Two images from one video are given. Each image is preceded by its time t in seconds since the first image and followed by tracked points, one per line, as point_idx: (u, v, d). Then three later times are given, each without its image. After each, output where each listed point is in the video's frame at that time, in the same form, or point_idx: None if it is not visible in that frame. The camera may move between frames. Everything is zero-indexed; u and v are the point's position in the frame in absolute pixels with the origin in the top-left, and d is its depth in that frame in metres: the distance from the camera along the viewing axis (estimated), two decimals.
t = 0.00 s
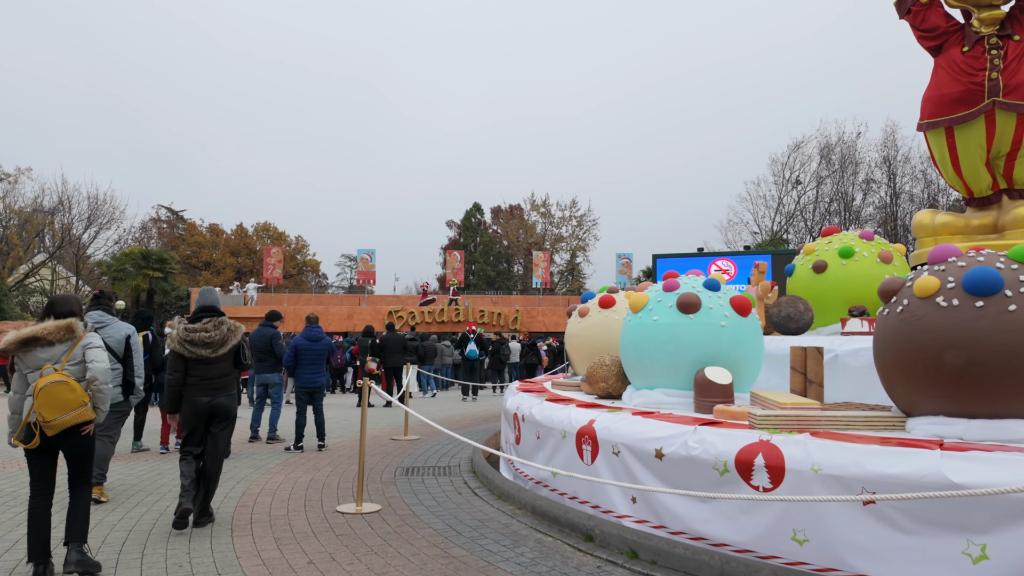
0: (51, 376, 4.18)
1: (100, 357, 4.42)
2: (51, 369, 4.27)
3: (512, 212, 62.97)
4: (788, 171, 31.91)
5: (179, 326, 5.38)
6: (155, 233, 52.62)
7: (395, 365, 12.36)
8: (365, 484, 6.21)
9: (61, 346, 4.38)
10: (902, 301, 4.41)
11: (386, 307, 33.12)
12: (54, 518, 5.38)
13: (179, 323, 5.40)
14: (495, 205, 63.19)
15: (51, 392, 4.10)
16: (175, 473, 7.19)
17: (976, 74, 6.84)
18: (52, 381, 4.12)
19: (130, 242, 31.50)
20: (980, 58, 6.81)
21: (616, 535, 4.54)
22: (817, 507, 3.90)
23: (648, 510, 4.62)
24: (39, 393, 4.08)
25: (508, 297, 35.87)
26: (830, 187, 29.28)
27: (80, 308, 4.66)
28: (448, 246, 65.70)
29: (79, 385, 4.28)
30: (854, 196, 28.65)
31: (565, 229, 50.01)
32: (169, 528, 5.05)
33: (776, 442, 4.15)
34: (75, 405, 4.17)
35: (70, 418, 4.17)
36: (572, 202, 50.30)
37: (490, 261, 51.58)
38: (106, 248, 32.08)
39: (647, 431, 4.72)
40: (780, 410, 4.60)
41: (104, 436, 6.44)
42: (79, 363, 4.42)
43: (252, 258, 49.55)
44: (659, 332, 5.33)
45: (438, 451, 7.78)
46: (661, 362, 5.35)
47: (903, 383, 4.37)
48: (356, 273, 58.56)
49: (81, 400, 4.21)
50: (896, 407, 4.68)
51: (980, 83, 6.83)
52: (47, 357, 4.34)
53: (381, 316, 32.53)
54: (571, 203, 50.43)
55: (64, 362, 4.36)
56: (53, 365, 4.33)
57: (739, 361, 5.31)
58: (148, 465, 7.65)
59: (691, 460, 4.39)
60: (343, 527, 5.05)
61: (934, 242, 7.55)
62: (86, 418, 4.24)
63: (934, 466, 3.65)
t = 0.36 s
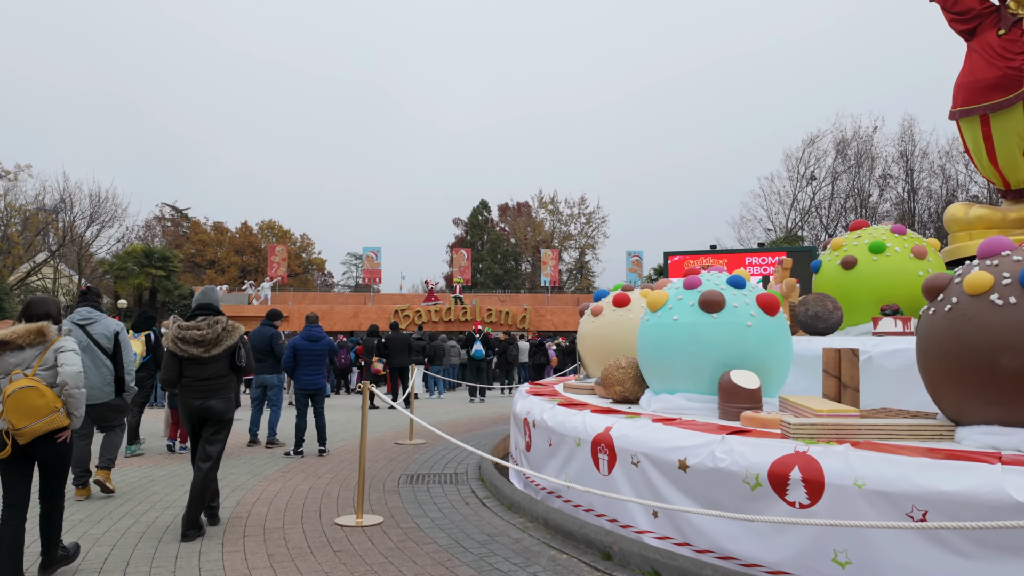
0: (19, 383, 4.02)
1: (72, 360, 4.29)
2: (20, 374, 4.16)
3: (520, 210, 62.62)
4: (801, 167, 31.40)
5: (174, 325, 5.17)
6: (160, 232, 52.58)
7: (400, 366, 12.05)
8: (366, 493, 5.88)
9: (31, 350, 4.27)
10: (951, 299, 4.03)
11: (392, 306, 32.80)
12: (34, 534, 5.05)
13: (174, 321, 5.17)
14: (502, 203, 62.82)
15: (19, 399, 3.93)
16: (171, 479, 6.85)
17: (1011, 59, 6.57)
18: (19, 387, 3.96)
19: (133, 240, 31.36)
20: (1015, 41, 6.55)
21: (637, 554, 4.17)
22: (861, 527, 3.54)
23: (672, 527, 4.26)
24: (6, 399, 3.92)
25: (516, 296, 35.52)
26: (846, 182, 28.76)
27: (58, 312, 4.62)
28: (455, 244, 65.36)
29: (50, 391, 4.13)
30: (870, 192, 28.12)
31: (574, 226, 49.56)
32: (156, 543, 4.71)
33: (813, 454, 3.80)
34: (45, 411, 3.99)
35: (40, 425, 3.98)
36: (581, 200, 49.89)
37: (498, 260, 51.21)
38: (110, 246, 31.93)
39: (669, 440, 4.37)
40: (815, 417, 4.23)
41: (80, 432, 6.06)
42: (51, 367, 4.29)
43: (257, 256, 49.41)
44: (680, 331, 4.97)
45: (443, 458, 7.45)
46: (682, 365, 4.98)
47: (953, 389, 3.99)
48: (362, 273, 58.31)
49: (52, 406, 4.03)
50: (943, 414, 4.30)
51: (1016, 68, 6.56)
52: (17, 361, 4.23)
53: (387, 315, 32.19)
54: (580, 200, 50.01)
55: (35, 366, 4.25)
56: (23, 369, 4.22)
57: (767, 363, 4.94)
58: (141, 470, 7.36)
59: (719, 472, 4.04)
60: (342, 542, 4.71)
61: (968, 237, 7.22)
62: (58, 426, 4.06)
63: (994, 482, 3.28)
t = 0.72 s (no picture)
0: (22, 376, 4.04)
1: (74, 353, 4.27)
2: (23, 369, 4.14)
3: (529, 210, 62.32)
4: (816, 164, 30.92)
5: (189, 328, 4.91)
6: (168, 232, 52.70)
7: (408, 366, 11.76)
8: (373, 499, 5.57)
9: (35, 345, 4.26)
10: (1012, 292, 3.67)
11: (400, 306, 32.56)
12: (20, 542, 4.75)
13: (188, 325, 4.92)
14: (512, 202, 62.54)
15: (22, 393, 3.93)
16: (169, 483, 6.52)
17: None
18: (22, 380, 3.98)
19: (139, 240, 31.35)
20: None
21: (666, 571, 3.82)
22: (919, 543, 3.19)
23: (704, 539, 3.91)
24: (10, 393, 3.94)
25: (526, 296, 35.25)
26: (866, 179, 28.29)
27: (62, 308, 4.64)
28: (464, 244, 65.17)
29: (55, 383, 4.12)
30: (889, 188, 27.64)
31: (585, 225, 49.23)
32: (148, 553, 4.41)
33: (863, 461, 3.45)
34: (48, 405, 3.96)
35: (44, 418, 3.95)
36: (592, 198, 49.54)
37: (508, 259, 50.92)
38: (117, 246, 31.94)
39: (701, 445, 4.03)
40: (860, 420, 3.88)
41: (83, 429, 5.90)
42: (55, 361, 4.27)
43: (265, 256, 49.41)
44: (708, 328, 4.63)
45: (453, 462, 7.14)
46: (710, 363, 4.64)
47: (1015, 391, 3.63)
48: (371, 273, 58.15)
49: (55, 399, 4.00)
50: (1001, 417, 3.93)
51: None
52: (22, 356, 4.22)
53: (395, 315, 31.92)
54: (591, 198, 49.66)
55: (40, 360, 4.25)
56: (28, 364, 4.20)
57: (803, 361, 4.59)
58: (139, 472, 7.11)
59: (756, 480, 3.70)
60: (346, 553, 4.40)
61: (1012, 228, 6.90)
62: (64, 419, 4.02)
63: None
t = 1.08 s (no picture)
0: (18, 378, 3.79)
1: (70, 356, 3.91)
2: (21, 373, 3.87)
3: (536, 209, 61.99)
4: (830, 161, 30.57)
5: (205, 321, 4.54)
6: (172, 232, 52.47)
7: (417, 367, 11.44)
8: (384, 511, 5.22)
9: (38, 348, 3.96)
10: None
11: (406, 306, 32.20)
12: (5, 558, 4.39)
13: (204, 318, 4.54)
14: (519, 201, 62.18)
15: (12, 396, 3.68)
16: (168, 492, 6.16)
17: None
18: (15, 383, 3.72)
19: (142, 239, 31.08)
20: None
21: None
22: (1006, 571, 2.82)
23: (752, 561, 3.54)
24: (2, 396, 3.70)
25: (534, 296, 34.93)
26: (885, 175, 27.93)
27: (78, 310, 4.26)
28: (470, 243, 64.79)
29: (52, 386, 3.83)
30: (907, 185, 27.28)
31: (595, 224, 48.89)
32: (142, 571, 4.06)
33: (937, 476, 3.09)
34: (38, 409, 3.70)
35: (34, 424, 3.69)
36: (601, 196, 49.20)
37: (515, 258, 50.57)
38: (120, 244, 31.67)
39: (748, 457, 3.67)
40: (925, 430, 3.51)
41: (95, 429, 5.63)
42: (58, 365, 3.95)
43: (269, 255, 49.19)
44: (748, 328, 4.27)
45: (467, 469, 6.79)
46: (751, 367, 4.27)
47: None
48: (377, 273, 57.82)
49: (47, 403, 3.73)
50: None
51: None
52: (25, 359, 3.95)
53: (401, 315, 31.57)
54: (600, 197, 49.33)
55: (41, 364, 3.95)
56: (29, 367, 3.93)
57: (852, 364, 4.23)
58: (136, 478, 6.78)
59: (813, 496, 3.34)
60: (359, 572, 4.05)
61: None
62: (56, 424, 3.74)
63: None
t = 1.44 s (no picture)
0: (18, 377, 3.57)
1: (70, 354, 3.60)
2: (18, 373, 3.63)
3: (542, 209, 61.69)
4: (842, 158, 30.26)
5: (217, 313, 4.29)
6: (173, 232, 52.28)
7: (423, 369, 11.13)
8: (393, 521, 4.90)
9: (37, 344, 3.71)
10: None
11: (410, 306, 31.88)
12: None
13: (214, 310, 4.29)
14: (524, 202, 61.88)
15: (11, 397, 3.48)
16: (163, 500, 5.85)
17: None
18: (14, 383, 3.51)
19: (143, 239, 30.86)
20: None
21: None
22: None
23: None
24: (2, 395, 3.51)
25: (541, 296, 34.62)
26: (899, 171, 27.65)
27: (80, 300, 4.04)
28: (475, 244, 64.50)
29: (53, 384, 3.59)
30: (922, 181, 26.99)
31: (602, 223, 48.59)
32: None
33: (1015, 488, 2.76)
34: (35, 410, 3.49)
35: (33, 426, 3.49)
36: (609, 195, 48.93)
37: (521, 258, 50.26)
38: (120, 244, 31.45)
39: (794, 464, 3.34)
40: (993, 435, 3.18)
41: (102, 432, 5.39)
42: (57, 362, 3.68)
43: (271, 255, 48.95)
44: (788, 324, 3.95)
45: (478, 475, 6.47)
46: (791, 366, 3.95)
47: None
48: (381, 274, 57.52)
49: (44, 404, 3.51)
50: None
51: None
52: (25, 357, 3.71)
53: (406, 315, 31.27)
54: (608, 196, 49.05)
55: (41, 362, 3.69)
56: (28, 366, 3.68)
57: (900, 363, 3.91)
58: (130, 485, 6.46)
59: (871, 509, 3.01)
60: None
61: None
62: (55, 425, 3.53)
63: None
